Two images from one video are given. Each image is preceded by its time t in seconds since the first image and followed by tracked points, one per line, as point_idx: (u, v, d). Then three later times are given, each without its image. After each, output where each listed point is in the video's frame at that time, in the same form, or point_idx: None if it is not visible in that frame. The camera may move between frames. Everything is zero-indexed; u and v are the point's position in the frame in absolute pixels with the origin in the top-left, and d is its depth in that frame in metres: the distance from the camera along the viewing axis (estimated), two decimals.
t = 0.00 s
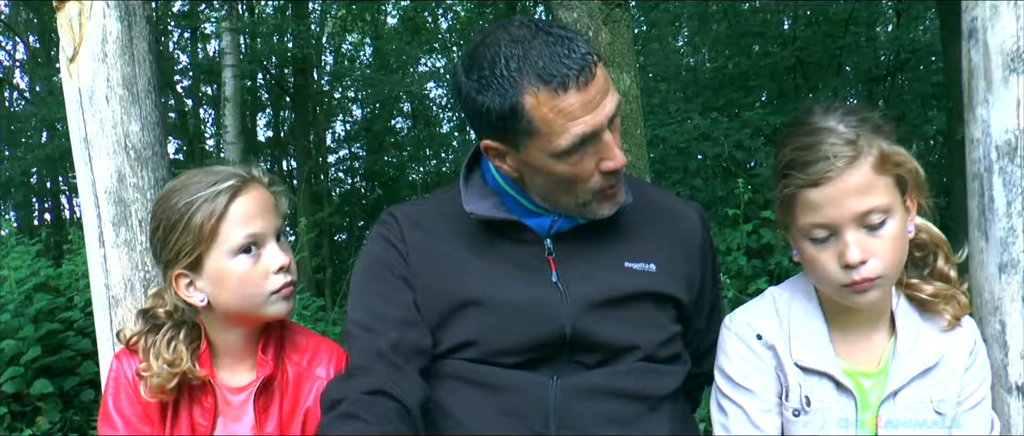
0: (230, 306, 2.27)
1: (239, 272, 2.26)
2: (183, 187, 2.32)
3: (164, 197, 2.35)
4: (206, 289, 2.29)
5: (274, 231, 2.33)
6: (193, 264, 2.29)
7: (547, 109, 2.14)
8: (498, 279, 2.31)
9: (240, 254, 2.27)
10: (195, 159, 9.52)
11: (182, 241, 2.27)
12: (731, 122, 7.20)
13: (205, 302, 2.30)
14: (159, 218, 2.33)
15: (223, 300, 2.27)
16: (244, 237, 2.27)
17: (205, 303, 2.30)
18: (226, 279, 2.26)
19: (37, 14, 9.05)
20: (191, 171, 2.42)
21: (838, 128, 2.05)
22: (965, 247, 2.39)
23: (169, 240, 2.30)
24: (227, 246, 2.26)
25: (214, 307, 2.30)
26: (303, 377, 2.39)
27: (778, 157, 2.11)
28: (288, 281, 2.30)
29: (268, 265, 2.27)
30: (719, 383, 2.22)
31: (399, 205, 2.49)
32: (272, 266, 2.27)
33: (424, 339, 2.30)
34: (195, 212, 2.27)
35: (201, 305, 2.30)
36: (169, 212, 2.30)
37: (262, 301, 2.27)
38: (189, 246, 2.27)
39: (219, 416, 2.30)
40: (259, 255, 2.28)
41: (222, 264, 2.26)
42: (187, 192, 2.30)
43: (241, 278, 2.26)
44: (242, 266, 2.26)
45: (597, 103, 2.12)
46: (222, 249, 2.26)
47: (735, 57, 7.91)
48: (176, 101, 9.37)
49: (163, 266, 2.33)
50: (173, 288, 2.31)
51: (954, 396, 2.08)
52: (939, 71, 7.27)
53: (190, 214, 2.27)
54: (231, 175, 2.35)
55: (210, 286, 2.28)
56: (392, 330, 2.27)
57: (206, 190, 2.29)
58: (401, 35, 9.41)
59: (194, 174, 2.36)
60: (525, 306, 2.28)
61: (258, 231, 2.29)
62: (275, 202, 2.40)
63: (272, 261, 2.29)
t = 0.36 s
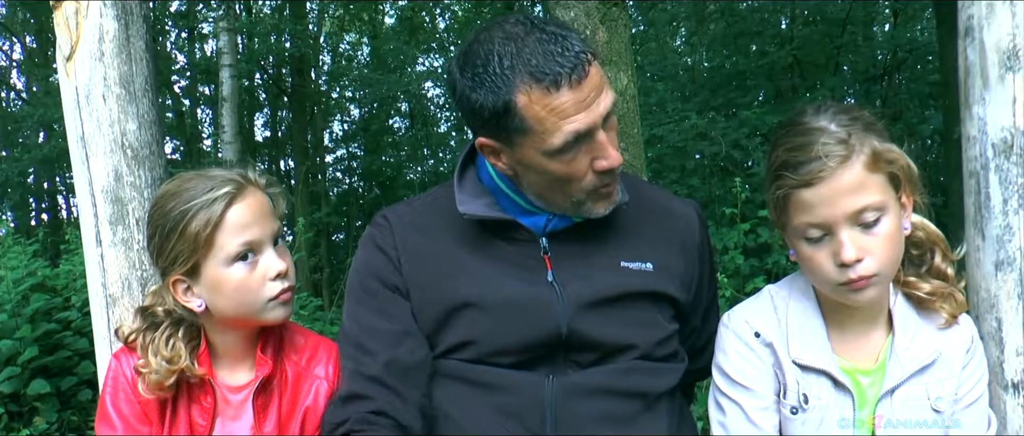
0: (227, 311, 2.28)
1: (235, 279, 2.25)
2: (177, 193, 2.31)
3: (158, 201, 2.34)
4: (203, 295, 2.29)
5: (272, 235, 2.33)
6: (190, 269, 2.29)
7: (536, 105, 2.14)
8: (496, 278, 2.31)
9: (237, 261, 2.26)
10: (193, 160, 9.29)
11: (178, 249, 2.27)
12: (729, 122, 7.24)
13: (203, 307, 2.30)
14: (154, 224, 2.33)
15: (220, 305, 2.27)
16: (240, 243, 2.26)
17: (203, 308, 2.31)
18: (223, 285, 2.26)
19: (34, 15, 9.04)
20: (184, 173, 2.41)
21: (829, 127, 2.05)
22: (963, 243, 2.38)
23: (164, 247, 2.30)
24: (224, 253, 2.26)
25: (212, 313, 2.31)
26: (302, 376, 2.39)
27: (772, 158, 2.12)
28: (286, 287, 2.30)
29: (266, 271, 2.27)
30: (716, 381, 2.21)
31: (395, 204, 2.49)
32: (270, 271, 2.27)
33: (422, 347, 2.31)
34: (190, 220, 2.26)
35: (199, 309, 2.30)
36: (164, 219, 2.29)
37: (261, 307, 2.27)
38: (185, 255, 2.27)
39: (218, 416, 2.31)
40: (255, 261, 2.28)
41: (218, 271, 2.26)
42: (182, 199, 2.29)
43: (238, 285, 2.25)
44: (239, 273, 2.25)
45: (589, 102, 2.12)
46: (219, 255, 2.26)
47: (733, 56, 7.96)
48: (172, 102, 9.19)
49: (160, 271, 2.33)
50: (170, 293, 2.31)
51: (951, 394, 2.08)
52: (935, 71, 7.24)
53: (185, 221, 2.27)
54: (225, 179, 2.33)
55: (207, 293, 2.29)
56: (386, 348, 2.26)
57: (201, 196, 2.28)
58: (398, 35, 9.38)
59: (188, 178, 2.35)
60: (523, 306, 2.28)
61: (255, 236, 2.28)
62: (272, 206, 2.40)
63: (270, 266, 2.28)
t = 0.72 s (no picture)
0: (220, 312, 2.26)
1: (227, 280, 2.23)
2: (170, 193, 2.30)
3: (152, 202, 2.34)
4: (196, 296, 2.29)
5: (264, 236, 2.30)
6: (183, 269, 2.28)
7: (449, 81, 2.15)
8: (494, 277, 2.31)
9: (228, 262, 2.25)
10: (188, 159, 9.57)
11: (171, 250, 2.27)
12: (724, 120, 7.26)
13: (196, 307, 2.30)
14: (148, 224, 2.32)
15: (212, 307, 2.26)
16: (232, 244, 2.25)
17: (196, 309, 2.30)
18: (216, 287, 2.24)
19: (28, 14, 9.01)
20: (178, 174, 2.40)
21: (825, 123, 2.06)
22: (958, 240, 2.38)
23: (157, 248, 2.29)
24: (216, 254, 2.24)
25: (206, 313, 2.30)
26: (299, 375, 2.37)
27: (768, 155, 2.12)
28: (278, 288, 2.28)
29: (259, 272, 2.25)
30: (714, 378, 2.21)
31: (394, 204, 2.49)
32: (261, 273, 2.24)
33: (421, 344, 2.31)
34: (182, 220, 2.25)
35: (192, 310, 2.30)
36: (157, 220, 2.28)
37: (251, 310, 2.25)
38: (177, 256, 2.26)
39: (214, 416, 2.30)
40: (247, 262, 2.26)
41: (210, 273, 2.24)
42: (174, 198, 2.29)
43: (229, 287, 2.23)
44: (230, 275, 2.24)
45: (463, 101, 2.08)
46: (210, 256, 2.24)
47: (728, 54, 8.03)
48: (168, 102, 9.32)
49: (155, 272, 2.32)
50: (163, 295, 2.31)
51: (948, 390, 2.08)
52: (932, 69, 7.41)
53: (177, 221, 2.26)
54: (217, 179, 2.32)
55: (200, 294, 2.28)
56: (382, 350, 2.26)
57: (193, 196, 2.27)
58: (393, 34, 9.41)
59: (181, 177, 2.34)
60: (521, 304, 2.28)
61: (246, 237, 2.27)
62: (265, 206, 2.39)
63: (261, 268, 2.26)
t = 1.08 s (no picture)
0: (212, 312, 2.21)
1: (216, 282, 2.18)
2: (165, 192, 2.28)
3: (149, 201, 2.31)
4: (189, 295, 2.25)
5: (257, 238, 2.24)
6: (176, 267, 2.25)
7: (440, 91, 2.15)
8: (494, 275, 2.31)
9: (217, 264, 2.19)
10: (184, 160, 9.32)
11: (163, 249, 2.23)
12: (721, 118, 7.29)
13: (189, 307, 2.26)
14: (145, 223, 2.30)
15: (203, 307, 2.21)
16: (222, 245, 2.19)
17: (190, 308, 2.26)
18: (206, 288, 2.19)
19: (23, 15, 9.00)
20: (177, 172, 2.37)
21: (823, 119, 2.05)
22: (958, 235, 2.38)
23: (152, 246, 2.26)
24: (206, 255, 2.19)
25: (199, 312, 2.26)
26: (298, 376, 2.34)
27: (767, 152, 2.12)
28: (270, 292, 2.22)
29: (248, 276, 2.19)
30: (715, 375, 2.21)
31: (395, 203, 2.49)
32: (251, 276, 2.18)
33: (421, 334, 2.29)
34: (174, 219, 2.22)
35: (185, 309, 2.26)
36: (151, 218, 2.25)
37: (241, 313, 2.19)
38: (169, 255, 2.23)
39: (214, 417, 2.27)
40: (237, 264, 2.20)
41: (200, 274, 2.20)
42: (169, 197, 2.26)
43: (218, 289, 2.18)
44: (219, 277, 2.19)
45: (454, 111, 2.08)
46: (201, 256, 2.20)
47: (724, 53, 8.06)
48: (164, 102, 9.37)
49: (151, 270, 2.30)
50: (159, 293, 2.28)
51: (950, 384, 2.08)
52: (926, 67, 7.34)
53: (169, 221, 2.22)
54: (212, 179, 2.29)
55: (192, 293, 2.24)
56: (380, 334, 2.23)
57: (187, 195, 2.23)
58: (389, 34, 9.49)
59: (178, 176, 2.31)
60: (522, 303, 2.28)
61: (237, 239, 2.21)
62: (263, 207, 2.34)
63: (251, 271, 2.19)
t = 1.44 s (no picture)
0: (211, 314, 2.19)
1: (216, 284, 2.16)
2: (163, 193, 2.25)
3: (148, 202, 2.29)
4: (188, 296, 2.22)
5: (256, 239, 2.21)
6: (174, 268, 2.22)
7: (439, 83, 2.17)
8: (495, 276, 2.31)
9: (217, 265, 2.17)
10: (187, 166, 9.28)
11: (161, 251, 2.21)
12: (723, 120, 7.30)
13: (188, 308, 2.23)
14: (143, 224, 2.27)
15: (203, 309, 2.19)
16: (221, 247, 2.17)
17: (188, 310, 2.24)
18: (205, 290, 2.17)
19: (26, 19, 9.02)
20: (175, 173, 2.34)
21: (826, 116, 2.04)
22: (963, 232, 2.37)
23: (150, 248, 2.24)
24: (204, 257, 2.17)
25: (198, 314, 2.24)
26: (299, 377, 2.32)
27: (769, 149, 2.10)
28: (268, 294, 2.19)
29: (248, 277, 2.16)
30: (720, 375, 2.20)
31: (394, 206, 2.48)
32: (251, 277, 2.16)
33: (421, 342, 2.29)
34: (172, 220, 2.19)
35: (184, 311, 2.24)
36: (150, 219, 2.23)
37: (240, 314, 2.17)
38: (167, 256, 2.20)
39: (215, 419, 2.25)
40: (236, 265, 2.18)
41: (199, 276, 2.17)
42: (166, 198, 2.22)
43: (218, 291, 2.16)
44: (218, 278, 2.16)
45: (450, 104, 2.10)
46: (199, 258, 2.17)
47: (725, 55, 7.94)
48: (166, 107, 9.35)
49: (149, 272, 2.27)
50: (157, 295, 2.25)
51: (956, 383, 2.07)
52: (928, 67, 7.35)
53: (167, 222, 2.20)
54: (211, 179, 2.25)
55: (191, 295, 2.21)
56: (385, 346, 2.24)
57: (185, 196, 2.20)
58: (390, 38, 9.46)
59: (176, 176, 2.29)
60: (523, 304, 2.27)
61: (237, 240, 2.18)
62: (263, 208, 2.30)
63: (251, 272, 2.17)
